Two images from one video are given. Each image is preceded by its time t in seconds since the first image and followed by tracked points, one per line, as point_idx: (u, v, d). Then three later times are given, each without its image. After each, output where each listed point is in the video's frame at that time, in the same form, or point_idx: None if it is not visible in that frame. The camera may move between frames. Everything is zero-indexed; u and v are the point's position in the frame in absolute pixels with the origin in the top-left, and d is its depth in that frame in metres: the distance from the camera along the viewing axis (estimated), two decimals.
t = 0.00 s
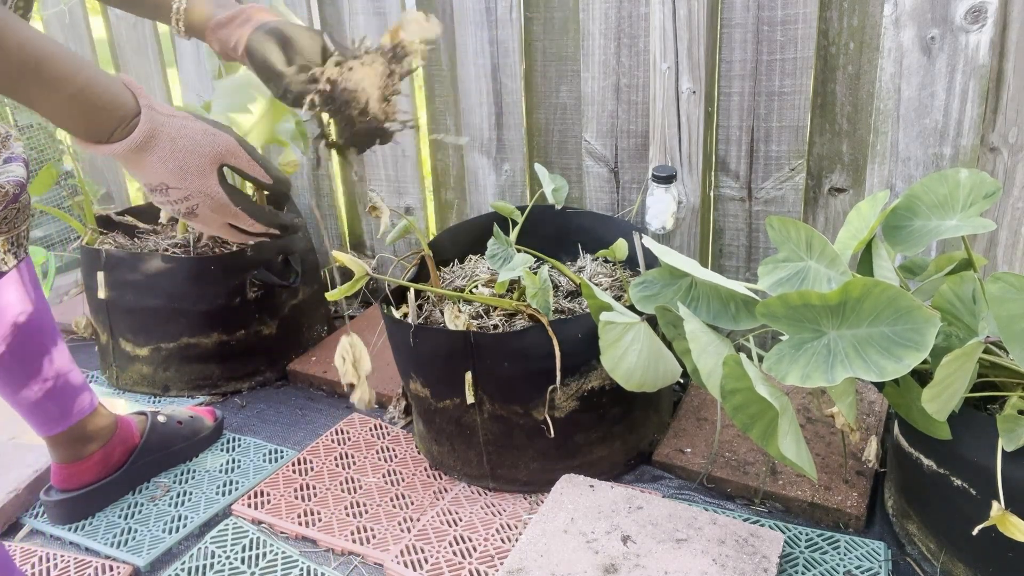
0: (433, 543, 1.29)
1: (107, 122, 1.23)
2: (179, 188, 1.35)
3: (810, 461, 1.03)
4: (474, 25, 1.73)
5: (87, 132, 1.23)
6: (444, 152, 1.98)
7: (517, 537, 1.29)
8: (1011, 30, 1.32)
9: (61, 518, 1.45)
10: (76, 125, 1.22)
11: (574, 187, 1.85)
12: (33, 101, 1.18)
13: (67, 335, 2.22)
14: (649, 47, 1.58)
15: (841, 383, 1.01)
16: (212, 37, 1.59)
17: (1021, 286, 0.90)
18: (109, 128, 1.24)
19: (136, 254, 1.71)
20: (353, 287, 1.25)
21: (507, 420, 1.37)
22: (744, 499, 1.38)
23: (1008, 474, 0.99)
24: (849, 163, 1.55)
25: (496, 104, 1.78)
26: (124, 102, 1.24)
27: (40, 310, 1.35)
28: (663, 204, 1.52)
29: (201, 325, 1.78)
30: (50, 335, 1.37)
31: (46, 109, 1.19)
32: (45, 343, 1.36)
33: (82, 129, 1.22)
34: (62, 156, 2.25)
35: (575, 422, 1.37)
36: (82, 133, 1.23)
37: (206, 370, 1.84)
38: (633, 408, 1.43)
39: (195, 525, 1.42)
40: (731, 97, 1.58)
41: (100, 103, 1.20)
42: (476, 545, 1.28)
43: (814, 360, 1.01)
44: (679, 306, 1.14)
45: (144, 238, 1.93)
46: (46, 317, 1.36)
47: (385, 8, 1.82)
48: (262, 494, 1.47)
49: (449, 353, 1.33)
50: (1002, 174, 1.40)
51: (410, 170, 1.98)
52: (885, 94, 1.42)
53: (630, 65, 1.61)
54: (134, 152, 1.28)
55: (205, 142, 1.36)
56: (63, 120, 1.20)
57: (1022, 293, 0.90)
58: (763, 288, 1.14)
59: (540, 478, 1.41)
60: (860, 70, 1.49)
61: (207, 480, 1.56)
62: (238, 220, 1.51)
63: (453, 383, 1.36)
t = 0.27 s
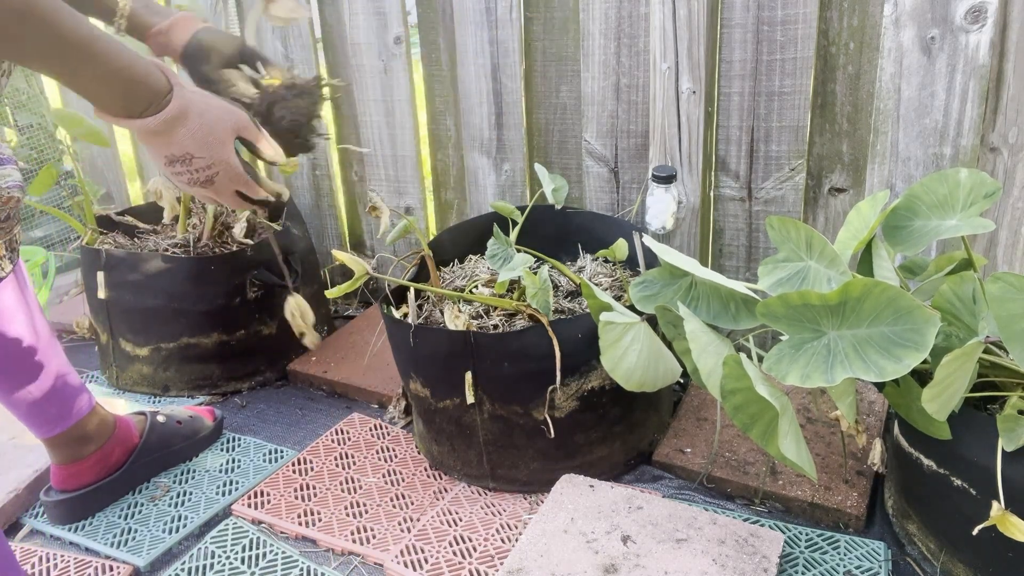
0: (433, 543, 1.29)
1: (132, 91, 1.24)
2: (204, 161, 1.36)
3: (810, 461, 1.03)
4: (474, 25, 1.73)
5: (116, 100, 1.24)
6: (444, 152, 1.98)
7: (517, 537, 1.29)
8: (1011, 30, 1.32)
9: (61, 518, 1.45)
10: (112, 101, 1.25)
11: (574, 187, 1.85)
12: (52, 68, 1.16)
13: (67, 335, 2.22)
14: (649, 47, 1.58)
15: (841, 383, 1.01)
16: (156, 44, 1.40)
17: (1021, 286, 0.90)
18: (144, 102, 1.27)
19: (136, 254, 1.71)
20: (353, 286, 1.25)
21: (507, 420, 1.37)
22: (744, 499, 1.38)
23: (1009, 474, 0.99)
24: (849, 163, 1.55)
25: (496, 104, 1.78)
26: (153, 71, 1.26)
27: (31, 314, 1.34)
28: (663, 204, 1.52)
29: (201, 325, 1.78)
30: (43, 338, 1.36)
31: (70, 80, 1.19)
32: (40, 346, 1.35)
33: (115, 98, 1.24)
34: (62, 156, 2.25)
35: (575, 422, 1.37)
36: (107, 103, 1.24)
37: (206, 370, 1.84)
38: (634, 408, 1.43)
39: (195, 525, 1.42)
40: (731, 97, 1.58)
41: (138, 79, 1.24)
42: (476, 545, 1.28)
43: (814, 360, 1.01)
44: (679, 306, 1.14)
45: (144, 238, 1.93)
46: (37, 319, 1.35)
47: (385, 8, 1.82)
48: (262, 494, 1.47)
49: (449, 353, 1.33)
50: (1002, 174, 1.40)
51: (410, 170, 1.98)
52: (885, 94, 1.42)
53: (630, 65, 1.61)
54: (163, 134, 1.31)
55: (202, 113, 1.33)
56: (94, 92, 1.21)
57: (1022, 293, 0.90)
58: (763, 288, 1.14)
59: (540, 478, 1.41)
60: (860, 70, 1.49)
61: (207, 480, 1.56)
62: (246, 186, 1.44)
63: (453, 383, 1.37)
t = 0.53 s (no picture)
0: (433, 543, 1.29)
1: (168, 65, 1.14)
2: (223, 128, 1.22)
3: (810, 460, 1.03)
4: (474, 26, 1.73)
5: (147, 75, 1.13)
6: (444, 153, 1.99)
7: (517, 537, 1.29)
8: (1011, 30, 1.32)
9: (61, 518, 1.45)
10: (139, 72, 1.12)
11: (574, 187, 1.85)
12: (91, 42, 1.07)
13: (67, 335, 2.22)
14: (649, 48, 1.58)
15: (841, 383, 1.01)
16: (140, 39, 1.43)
17: (1021, 286, 0.90)
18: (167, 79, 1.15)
19: (136, 254, 1.71)
20: (353, 286, 1.25)
21: (507, 420, 1.37)
22: (744, 499, 1.38)
23: (1008, 474, 0.99)
24: (849, 163, 1.55)
25: (496, 104, 1.78)
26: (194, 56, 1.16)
27: (29, 316, 1.32)
28: (663, 204, 1.52)
29: (201, 325, 1.78)
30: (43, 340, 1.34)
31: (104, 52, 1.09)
32: (40, 346, 1.33)
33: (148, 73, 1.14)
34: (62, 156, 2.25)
35: (574, 422, 1.37)
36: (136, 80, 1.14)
37: (206, 370, 1.84)
38: (634, 408, 1.43)
39: (195, 525, 1.42)
40: (731, 97, 1.58)
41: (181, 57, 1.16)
42: (476, 545, 1.28)
43: (814, 360, 1.01)
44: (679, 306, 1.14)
45: (144, 238, 1.93)
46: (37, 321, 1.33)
47: (385, 8, 1.82)
48: (262, 494, 1.47)
49: (449, 353, 1.33)
50: (1002, 174, 1.40)
51: (410, 170, 1.97)
52: (886, 94, 1.42)
53: (630, 65, 1.61)
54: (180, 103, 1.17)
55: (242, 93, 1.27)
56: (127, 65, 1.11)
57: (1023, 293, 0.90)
58: (763, 288, 1.14)
59: (540, 478, 1.41)
60: (860, 70, 1.49)
61: (207, 480, 1.56)
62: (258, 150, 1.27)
63: (453, 383, 1.37)
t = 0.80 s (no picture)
0: (433, 543, 1.29)
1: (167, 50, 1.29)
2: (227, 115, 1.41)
3: (810, 460, 1.03)
4: (474, 26, 1.73)
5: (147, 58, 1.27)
6: (444, 153, 1.99)
7: (517, 537, 1.29)
8: (1011, 30, 1.32)
9: (61, 518, 1.45)
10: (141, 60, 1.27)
11: (574, 187, 1.85)
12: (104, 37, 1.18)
13: (67, 335, 2.22)
14: (649, 47, 1.58)
15: (841, 383, 1.01)
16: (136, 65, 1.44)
17: (1022, 286, 0.90)
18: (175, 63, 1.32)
19: (137, 254, 1.71)
20: (353, 286, 1.25)
21: (507, 420, 1.37)
22: (744, 499, 1.38)
23: (1008, 474, 0.99)
24: (849, 163, 1.55)
25: (496, 103, 1.78)
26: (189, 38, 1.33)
27: (25, 318, 1.34)
28: (663, 204, 1.52)
29: (201, 325, 1.78)
30: (42, 340, 1.36)
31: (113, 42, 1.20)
32: (39, 347, 1.35)
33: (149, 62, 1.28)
34: (62, 156, 2.25)
35: (575, 422, 1.37)
36: (141, 63, 1.28)
37: (206, 370, 1.84)
38: (634, 408, 1.43)
39: (195, 525, 1.42)
40: (731, 97, 1.57)
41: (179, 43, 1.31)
42: (476, 545, 1.28)
43: (814, 360, 1.01)
44: (679, 306, 1.14)
45: (144, 238, 1.93)
46: (33, 322, 1.36)
47: (385, 8, 1.82)
48: (262, 494, 1.47)
49: (449, 352, 1.33)
50: (1002, 174, 1.40)
51: (410, 170, 1.97)
52: (885, 94, 1.42)
53: (630, 65, 1.61)
54: (191, 88, 1.37)
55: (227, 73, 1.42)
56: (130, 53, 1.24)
57: (1023, 293, 0.90)
58: (763, 288, 1.14)
59: (540, 478, 1.41)
60: (860, 70, 1.49)
61: (207, 480, 1.56)
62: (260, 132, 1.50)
63: (453, 383, 1.36)
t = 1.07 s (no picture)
0: (433, 544, 1.29)
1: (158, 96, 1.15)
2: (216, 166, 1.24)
3: (810, 461, 1.03)
4: (474, 26, 1.73)
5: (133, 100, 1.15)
6: (444, 153, 1.99)
7: (517, 537, 1.29)
8: (1011, 30, 1.32)
9: (61, 518, 1.45)
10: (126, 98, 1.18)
11: (574, 187, 1.85)
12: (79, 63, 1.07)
13: (67, 335, 2.22)
14: (649, 47, 1.58)
15: (841, 383, 1.01)
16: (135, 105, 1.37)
17: (1021, 286, 0.90)
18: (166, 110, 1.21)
19: (137, 254, 1.71)
20: (353, 286, 1.25)
21: (507, 420, 1.37)
22: (744, 499, 1.38)
23: (1008, 474, 0.99)
24: (849, 163, 1.55)
25: (496, 103, 1.78)
26: (191, 82, 1.20)
27: (23, 319, 1.32)
28: (663, 204, 1.53)
29: (201, 325, 1.78)
30: (42, 339, 1.35)
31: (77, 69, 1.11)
32: (39, 345, 1.34)
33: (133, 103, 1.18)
34: (62, 156, 2.25)
35: (575, 422, 1.37)
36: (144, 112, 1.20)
37: (206, 370, 1.84)
38: (634, 408, 1.43)
39: (195, 525, 1.42)
40: (731, 97, 1.57)
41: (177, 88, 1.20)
42: (476, 545, 1.28)
43: (814, 360, 1.01)
44: (679, 306, 1.14)
45: (144, 238, 1.93)
46: (32, 322, 1.34)
47: (385, 8, 1.82)
48: (262, 494, 1.47)
49: (449, 352, 1.33)
50: (1002, 174, 1.40)
51: (410, 170, 1.97)
52: (885, 94, 1.42)
53: (630, 65, 1.61)
54: (173, 128, 1.19)
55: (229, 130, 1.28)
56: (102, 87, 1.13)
57: (1022, 293, 0.90)
58: (763, 287, 1.14)
59: (540, 478, 1.41)
60: (860, 69, 1.49)
61: (207, 480, 1.56)
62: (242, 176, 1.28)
63: (453, 383, 1.36)
